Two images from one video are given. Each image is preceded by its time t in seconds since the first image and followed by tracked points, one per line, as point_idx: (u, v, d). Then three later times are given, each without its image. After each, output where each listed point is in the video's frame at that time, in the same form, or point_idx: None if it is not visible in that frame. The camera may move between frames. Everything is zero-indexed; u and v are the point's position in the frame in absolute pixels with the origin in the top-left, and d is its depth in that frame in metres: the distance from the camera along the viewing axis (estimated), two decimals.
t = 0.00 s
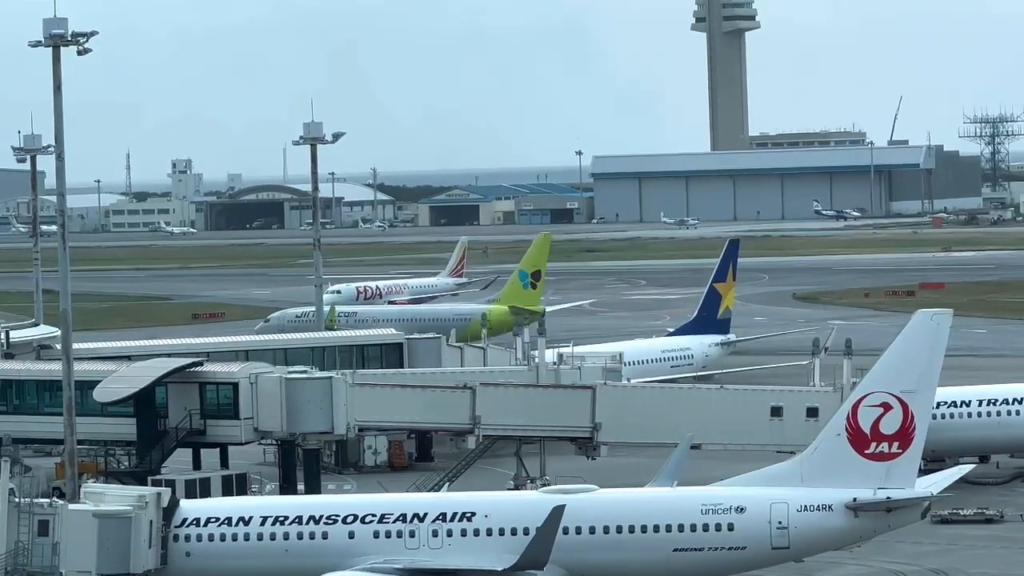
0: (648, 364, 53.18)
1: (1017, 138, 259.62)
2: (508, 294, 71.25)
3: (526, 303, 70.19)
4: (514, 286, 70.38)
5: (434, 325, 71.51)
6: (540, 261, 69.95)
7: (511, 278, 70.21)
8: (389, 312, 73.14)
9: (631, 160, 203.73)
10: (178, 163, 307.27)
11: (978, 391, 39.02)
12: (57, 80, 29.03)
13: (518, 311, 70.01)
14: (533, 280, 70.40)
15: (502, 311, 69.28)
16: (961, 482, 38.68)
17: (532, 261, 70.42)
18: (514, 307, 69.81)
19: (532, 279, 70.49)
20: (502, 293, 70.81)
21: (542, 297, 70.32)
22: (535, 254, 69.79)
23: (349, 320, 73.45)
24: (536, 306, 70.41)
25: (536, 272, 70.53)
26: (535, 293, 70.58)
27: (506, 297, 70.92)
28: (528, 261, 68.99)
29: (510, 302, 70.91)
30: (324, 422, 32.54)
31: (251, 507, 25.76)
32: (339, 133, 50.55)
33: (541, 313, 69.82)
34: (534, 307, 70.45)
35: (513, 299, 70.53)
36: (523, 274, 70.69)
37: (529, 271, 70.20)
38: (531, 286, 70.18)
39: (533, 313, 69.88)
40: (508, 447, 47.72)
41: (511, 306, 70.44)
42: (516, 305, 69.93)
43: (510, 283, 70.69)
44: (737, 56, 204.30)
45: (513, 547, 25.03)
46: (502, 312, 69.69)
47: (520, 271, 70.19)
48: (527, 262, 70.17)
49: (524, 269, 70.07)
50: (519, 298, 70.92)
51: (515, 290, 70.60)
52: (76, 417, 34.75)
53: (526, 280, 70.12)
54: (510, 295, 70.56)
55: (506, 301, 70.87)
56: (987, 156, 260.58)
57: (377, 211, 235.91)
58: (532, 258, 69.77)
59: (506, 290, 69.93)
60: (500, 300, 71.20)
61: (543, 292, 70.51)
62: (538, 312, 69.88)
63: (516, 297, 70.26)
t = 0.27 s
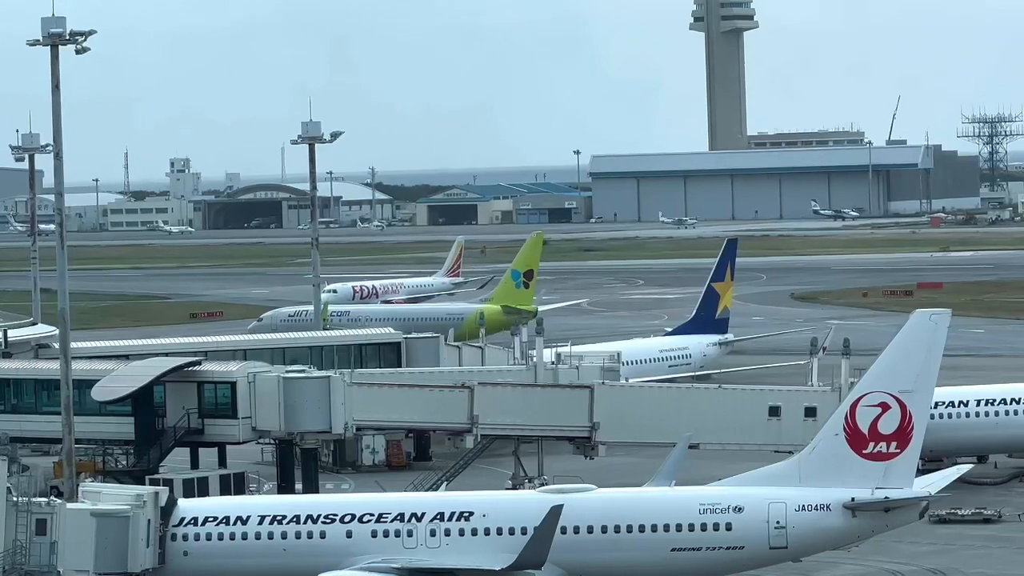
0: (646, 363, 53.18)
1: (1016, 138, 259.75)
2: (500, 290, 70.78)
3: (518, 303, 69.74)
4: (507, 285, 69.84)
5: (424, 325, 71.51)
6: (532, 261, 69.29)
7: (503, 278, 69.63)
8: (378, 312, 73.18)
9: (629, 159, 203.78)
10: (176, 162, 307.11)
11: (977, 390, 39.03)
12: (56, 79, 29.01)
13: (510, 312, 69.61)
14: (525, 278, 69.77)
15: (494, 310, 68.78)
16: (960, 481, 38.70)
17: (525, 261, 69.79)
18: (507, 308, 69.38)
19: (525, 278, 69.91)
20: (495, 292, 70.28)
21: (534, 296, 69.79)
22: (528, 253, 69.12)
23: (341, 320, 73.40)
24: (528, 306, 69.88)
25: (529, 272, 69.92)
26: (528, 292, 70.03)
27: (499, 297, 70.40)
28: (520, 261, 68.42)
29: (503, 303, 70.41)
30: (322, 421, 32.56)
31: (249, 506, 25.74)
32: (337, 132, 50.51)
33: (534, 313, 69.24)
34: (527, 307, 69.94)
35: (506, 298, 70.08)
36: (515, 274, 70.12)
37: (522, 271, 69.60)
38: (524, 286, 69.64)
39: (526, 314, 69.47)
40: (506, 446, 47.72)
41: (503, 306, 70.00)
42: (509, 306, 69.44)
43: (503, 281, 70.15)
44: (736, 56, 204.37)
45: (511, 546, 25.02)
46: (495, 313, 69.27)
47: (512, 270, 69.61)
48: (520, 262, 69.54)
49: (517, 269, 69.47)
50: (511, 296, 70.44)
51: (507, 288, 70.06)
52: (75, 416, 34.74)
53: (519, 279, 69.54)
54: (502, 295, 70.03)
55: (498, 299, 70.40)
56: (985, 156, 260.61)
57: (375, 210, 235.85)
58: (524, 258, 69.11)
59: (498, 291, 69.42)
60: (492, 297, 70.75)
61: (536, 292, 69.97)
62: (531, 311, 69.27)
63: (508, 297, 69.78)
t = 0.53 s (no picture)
0: (645, 362, 53.18)
1: (1015, 137, 259.83)
2: (492, 293, 71.08)
3: (512, 301, 69.94)
4: (500, 284, 70.24)
5: (414, 325, 71.55)
6: (525, 259, 70.03)
7: (496, 276, 70.01)
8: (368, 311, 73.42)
9: (628, 158, 203.74)
10: (175, 160, 307.00)
11: (975, 390, 39.04)
12: (55, 78, 28.99)
13: (503, 310, 69.62)
14: (517, 278, 70.31)
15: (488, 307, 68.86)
16: (957, 481, 38.72)
17: (517, 261, 70.52)
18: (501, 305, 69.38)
19: (517, 278, 70.48)
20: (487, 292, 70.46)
21: (527, 295, 70.10)
22: (521, 252, 69.94)
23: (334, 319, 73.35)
24: (521, 305, 70.08)
25: (521, 272, 70.55)
26: (520, 292, 70.41)
27: (491, 297, 70.68)
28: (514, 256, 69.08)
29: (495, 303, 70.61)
30: (321, 420, 32.57)
31: (246, 504, 25.74)
32: (336, 131, 50.47)
33: (527, 310, 69.38)
34: (520, 306, 70.15)
35: (498, 298, 70.30)
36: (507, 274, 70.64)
37: (514, 270, 70.25)
38: (516, 285, 70.07)
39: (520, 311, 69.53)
40: (504, 445, 47.71)
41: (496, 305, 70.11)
42: (502, 304, 69.63)
43: (495, 282, 70.53)
44: (734, 55, 204.35)
45: (509, 545, 25.02)
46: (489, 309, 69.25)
47: (505, 270, 70.21)
48: (512, 261, 70.26)
49: (509, 268, 70.11)
50: (503, 297, 70.67)
51: (500, 288, 70.39)
52: (73, 415, 34.75)
53: (512, 278, 70.05)
54: (495, 294, 70.32)
55: (491, 300, 70.53)
56: (984, 155, 260.62)
57: (373, 209, 235.72)
58: (517, 256, 69.84)
59: (491, 288, 69.72)
60: (484, 299, 70.87)
61: (528, 292, 70.36)
62: (524, 308, 69.38)
63: (501, 295, 70.00)
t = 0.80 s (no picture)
0: (644, 362, 53.18)
1: (1014, 137, 259.86)
2: (486, 292, 70.88)
3: (505, 300, 69.73)
4: (493, 284, 70.01)
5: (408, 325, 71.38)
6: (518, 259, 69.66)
7: (489, 276, 69.78)
8: (361, 311, 73.41)
9: (628, 158, 203.80)
10: (174, 160, 306.92)
11: (975, 389, 39.05)
12: (55, 79, 29.01)
13: (497, 310, 69.51)
14: (511, 278, 70.02)
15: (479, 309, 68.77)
16: (957, 480, 38.73)
17: (511, 260, 70.19)
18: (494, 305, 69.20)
19: (511, 277, 70.16)
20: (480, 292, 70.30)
21: (521, 294, 69.81)
22: (513, 251, 69.62)
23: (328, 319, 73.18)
24: (513, 305, 69.84)
25: (515, 271, 70.24)
26: (514, 291, 70.13)
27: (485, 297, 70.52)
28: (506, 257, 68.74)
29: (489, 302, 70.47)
30: (320, 420, 32.64)
31: (247, 504, 25.73)
32: (336, 131, 50.44)
33: (519, 310, 69.15)
34: (513, 305, 69.92)
35: (492, 298, 70.12)
36: (502, 273, 70.33)
37: (507, 270, 69.98)
38: (509, 285, 69.79)
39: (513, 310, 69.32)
40: (504, 445, 47.72)
41: (490, 305, 69.97)
42: (494, 305, 69.49)
43: (489, 281, 70.30)
44: (734, 54, 204.37)
45: (509, 545, 25.04)
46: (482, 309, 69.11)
47: (498, 269, 69.94)
48: (506, 261, 69.99)
49: (502, 268, 69.85)
50: (497, 296, 70.49)
51: (493, 288, 70.17)
52: (72, 415, 34.73)
53: (505, 278, 69.79)
54: (488, 294, 70.17)
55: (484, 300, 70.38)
56: (983, 155, 260.67)
57: (373, 209, 235.70)
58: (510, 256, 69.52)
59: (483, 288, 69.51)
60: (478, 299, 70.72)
61: (522, 291, 70.07)
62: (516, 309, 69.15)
63: (494, 295, 69.79)
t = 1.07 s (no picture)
0: (645, 364, 53.20)
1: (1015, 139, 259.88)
2: (481, 292, 71.34)
3: (500, 303, 70.34)
4: (489, 287, 70.51)
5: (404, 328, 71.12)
6: (513, 263, 70.05)
7: (485, 279, 70.25)
8: (359, 313, 73.37)
9: (629, 161, 203.90)
10: (176, 163, 307.17)
11: (975, 391, 39.06)
12: (56, 81, 29.02)
13: (493, 312, 70.06)
14: (507, 279, 70.45)
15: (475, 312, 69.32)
16: (959, 482, 38.73)
17: (506, 262, 70.53)
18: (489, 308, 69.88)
19: (506, 279, 70.60)
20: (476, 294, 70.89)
21: (516, 296, 70.40)
22: (509, 255, 69.92)
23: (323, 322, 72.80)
24: (509, 307, 70.45)
25: (510, 273, 70.66)
26: (509, 293, 70.69)
27: (481, 298, 71.03)
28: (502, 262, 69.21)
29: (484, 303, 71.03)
30: (322, 423, 32.64)
31: (249, 507, 25.76)
32: (337, 134, 50.47)
33: (515, 313, 69.85)
34: (509, 307, 70.53)
35: (488, 300, 70.74)
36: (497, 275, 70.76)
37: (503, 272, 70.32)
38: (505, 287, 70.30)
39: (508, 314, 70.00)
40: (505, 447, 47.73)
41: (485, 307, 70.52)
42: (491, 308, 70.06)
43: (484, 283, 70.74)
44: (734, 56, 204.47)
45: (510, 547, 25.05)
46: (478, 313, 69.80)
47: (494, 271, 70.34)
48: (501, 263, 70.30)
49: (498, 270, 70.20)
50: (492, 297, 71.01)
51: (489, 290, 70.76)
52: (74, 418, 34.73)
53: (501, 281, 70.20)
54: (484, 295, 70.70)
55: (480, 301, 70.99)
56: (984, 157, 260.69)
57: (374, 211, 235.87)
58: (505, 259, 69.87)
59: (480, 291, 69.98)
60: (473, 299, 71.28)
61: (517, 293, 70.65)
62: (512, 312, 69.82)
63: (490, 298, 70.37)
